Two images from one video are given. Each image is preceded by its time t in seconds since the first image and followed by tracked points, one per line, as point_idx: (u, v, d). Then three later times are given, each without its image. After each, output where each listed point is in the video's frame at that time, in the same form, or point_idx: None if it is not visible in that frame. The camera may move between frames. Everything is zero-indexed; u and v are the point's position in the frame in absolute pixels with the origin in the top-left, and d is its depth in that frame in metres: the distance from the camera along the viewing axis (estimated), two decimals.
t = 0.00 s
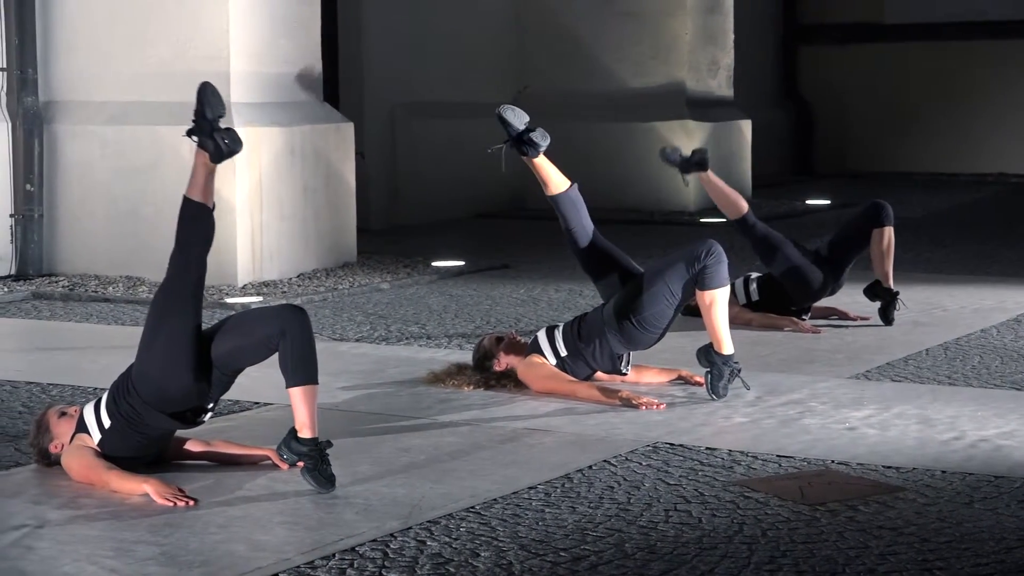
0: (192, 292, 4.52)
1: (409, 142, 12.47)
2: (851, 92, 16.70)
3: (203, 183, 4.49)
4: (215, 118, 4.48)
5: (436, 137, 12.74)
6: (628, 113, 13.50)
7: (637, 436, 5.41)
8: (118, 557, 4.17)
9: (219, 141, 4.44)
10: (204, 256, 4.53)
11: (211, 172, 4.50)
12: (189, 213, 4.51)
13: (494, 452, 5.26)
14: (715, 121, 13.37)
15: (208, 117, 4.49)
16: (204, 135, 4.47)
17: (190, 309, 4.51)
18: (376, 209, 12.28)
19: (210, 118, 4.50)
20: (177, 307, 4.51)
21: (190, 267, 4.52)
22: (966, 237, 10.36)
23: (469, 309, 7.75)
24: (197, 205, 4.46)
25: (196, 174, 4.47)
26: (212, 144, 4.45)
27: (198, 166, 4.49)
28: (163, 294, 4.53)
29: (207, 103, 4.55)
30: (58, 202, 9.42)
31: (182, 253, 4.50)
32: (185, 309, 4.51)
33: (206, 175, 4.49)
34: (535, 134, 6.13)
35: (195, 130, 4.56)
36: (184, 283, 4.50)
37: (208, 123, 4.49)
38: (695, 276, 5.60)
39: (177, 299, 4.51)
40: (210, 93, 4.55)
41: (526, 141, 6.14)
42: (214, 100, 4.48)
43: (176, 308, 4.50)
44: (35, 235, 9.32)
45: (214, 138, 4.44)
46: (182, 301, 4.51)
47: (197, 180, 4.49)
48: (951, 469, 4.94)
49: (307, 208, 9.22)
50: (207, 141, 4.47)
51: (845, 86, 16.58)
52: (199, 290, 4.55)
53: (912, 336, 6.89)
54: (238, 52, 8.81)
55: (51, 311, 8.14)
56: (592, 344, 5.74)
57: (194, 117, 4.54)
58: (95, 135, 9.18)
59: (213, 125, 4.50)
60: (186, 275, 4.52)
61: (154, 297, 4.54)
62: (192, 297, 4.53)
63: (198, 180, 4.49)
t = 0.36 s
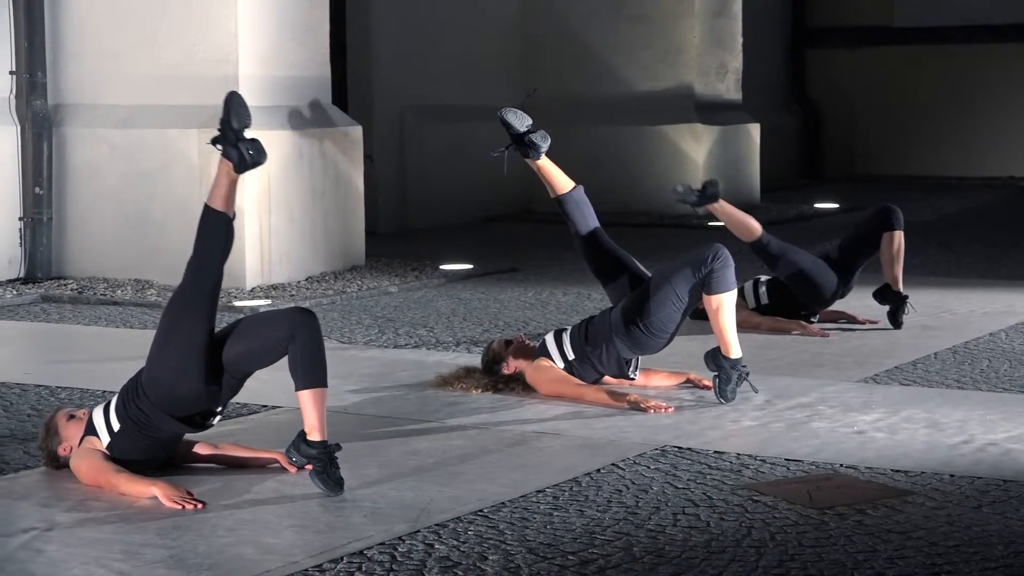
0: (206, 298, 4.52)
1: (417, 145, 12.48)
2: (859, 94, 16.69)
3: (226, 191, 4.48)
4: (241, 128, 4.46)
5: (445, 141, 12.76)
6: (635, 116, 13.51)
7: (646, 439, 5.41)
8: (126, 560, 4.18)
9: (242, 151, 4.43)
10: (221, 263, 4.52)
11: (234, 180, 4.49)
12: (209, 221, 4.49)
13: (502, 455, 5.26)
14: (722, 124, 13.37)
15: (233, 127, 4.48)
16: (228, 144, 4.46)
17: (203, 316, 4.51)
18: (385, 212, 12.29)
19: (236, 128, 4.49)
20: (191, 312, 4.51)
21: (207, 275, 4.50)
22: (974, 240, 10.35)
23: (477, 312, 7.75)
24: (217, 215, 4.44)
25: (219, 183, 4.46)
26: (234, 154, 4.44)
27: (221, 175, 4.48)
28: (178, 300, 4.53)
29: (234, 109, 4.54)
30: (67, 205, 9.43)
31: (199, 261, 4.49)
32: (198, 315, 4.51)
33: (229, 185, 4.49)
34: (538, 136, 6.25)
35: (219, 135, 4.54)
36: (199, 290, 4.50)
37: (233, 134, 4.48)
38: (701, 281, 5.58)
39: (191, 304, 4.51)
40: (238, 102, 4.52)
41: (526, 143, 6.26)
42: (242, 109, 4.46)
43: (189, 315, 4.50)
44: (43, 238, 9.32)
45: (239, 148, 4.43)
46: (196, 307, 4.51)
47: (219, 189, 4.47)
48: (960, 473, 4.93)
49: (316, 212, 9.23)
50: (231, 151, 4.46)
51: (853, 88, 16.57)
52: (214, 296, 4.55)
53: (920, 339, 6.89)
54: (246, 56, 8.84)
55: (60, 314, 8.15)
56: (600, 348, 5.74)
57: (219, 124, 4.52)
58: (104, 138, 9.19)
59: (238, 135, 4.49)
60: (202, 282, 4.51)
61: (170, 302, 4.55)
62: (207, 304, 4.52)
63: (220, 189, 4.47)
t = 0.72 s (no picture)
0: (223, 303, 4.51)
1: (427, 145, 12.49)
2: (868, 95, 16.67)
3: (249, 203, 4.45)
4: (268, 140, 4.42)
5: (454, 141, 12.77)
6: (645, 117, 13.52)
7: (656, 440, 5.41)
8: (137, 559, 4.19)
9: (269, 165, 4.40)
10: (239, 269, 4.49)
11: (257, 192, 4.46)
12: (228, 230, 4.46)
13: (513, 456, 5.26)
14: (732, 124, 13.36)
15: (261, 139, 4.43)
16: (254, 155, 4.42)
17: (219, 320, 4.51)
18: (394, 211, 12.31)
19: (262, 140, 4.43)
20: (207, 316, 4.50)
21: (224, 281, 4.49)
22: (985, 241, 10.33)
23: (488, 313, 7.75)
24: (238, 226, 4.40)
25: (244, 195, 4.43)
26: (261, 167, 4.41)
27: (245, 185, 4.45)
28: (195, 304, 4.53)
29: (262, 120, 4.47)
30: (78, 205, 9.45)
31: (218, 267, 4.48)
32: (214, 320, 4.51)
33: (253, 197, 4.45)
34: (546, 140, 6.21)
35: (244, 145, 4.49)
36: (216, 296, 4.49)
37: (261, 146, 4.43)
38: (711, 282, 5.57)
39: (207, 309, 4.50)
40: (266, 113, 4.46)
41: (533, 145, 6.23)
42: (270, 123, 4.41)
43: (204, 319, 4.51)
44: (55, 239, 9.34)
45: (265, 160, 4.40)
46: (212, 312, 4.50)
47: (242, 199, 4.45)
48: (971, 473, 4.93)
49: (327, 212, 9.23)
50: (257, 164, 4.42)
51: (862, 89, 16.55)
52: (232, 301, 4.54)
53: (930, 340, 6.88)
54: (256, 56, 8.85)
55: (71, 314, 8.16)
56: (609, 350, 5.75)
57: (246, 134, 4.46)
58: (115, 139, 9.21)
59: (265, 147, 4.44)
60: (220, 287, 4.50)
61: (187, 305, 4.55)
62: (223, 309, 4.52)
63: (243, 200, 4.44)
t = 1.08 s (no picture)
0: (240, 307, 4.51)
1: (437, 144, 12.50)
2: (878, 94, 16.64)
3: (270, 211, 4.41)
4: (293, 149, 4.37)
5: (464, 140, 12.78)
6: (655, 116, 13.52)
7: (667, 440, 5.41)
8: (149, 559, 4.19)
9: (291, 176, 4.35)
10: (258, 275, 4.48)
11: (279, 200, 4.42)
12: (248, 237, 4.44)
13: (524, 455, 5.27)
14: (743, 123, 13.35)
15: (285, 148, 4.37)
16: (277, 164, 4.37)
17: (234, 324, 4.51)
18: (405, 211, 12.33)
19: (286, 148, 4.38)
20: (222, 320, 4.50)
21: (242, 286, 4.48)
22: (997, 241, 10.32)
23: (499, 313, 7.76)
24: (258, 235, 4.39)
25: (264, 204, 4.40)
26: (283, 177, 4.36)
27: (267, 193, 4.41)
28: (211, 307, 4.52)
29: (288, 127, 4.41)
30: (90, 205, 9.46)
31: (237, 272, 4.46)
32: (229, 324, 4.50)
33: (275, 205, 4.42)
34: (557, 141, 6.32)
35: (269, 151, 4.44)
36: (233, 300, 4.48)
37: (285, 156, 4.37)
38: (719, 283, 5.58)
39: (223, 312, 4.50)
40: (291, 121, 4.39)
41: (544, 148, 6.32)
42: (294, 133, 4.34)
43: (220, 322, 4.50)
44: (67, 238, 9.36)
45: (288, 170, 4.35)
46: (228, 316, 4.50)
47: (263, 207, 4.41)
48: (983, 474, 4.92)
49: (338, 212, 9.24)
50: (280, 174, 4.37)
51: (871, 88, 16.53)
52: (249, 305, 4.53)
53: (941, 340, 6.88)
54: (268, 56, 8.85)
55: (83, 313, 8.17)
56: (619, 351, 5.76)
57: (271, 140, 4.41)
58: (127, 138, 9.22)
59: (290, 155, 4.39)
60: (238, 292, 4.49)
61: (202, 307, 4.55)
62: (240, 313, 4.51)
63: (264, 208, 4.41)
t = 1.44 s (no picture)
0: (253, 316, 4.50)
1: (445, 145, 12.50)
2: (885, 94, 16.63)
3: (287, 223, 4.43)
4: (312, 163, 4.40)
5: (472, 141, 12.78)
6: (663, 117, 13.52)
7: (675, 440, 5.41)
8: (157, 558, 4.20)
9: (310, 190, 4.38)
10: (273, 284, 4.48)
11: (296, 213, 4.45)
12: (265, 248, 4.45)
13: (532, 456, 5.27)
14: (751, 124, 13.35)
15: (304, 161, 4.40)
16: (296, 177, 4.40)
17: (247, 331, 4.51)
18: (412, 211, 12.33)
19: (305, 161, 4.41)
20: (235, 327, 4.51)
21: (257, 295, 4.47)
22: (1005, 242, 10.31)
23: (507, 313, 7.76)
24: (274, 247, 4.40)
25: (281, 216, 4.41)
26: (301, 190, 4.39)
27: (284, 205, 4.43)
28: (223, 313, 4.53)
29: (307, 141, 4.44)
30: (98, 206, 9.48)
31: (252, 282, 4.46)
32: (242, 331, 4.50)
33: (292, 217, 4.44)
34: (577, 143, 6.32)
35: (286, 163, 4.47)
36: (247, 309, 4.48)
37: (303, 169, 4.40)
38: (723, 285, 5.56)
39: (236, 320, 4.50)
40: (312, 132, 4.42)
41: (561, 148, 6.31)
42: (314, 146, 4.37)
43: (232, 329, 4.51)
44: (76, 238, 9.38)
45: (307, 184, 4.37)
46: (241, 324, 4.50)
47: (279, 219, 4.43)
48: (991, 474, 4.92)
49: (347, 212, 9.25)
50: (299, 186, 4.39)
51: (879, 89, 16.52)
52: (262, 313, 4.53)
53: (949, 341, 6.87)
54: (276, 56, 8.88)
55: (92, 314, 8.18)
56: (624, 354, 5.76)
57: (289, 153, 4.44)
58: (136, 139, 9.23)
59: (309, 169, 4.42)
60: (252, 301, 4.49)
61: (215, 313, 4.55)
62: (253, 321, 4.51)
63: (280, 220, 4.43)
